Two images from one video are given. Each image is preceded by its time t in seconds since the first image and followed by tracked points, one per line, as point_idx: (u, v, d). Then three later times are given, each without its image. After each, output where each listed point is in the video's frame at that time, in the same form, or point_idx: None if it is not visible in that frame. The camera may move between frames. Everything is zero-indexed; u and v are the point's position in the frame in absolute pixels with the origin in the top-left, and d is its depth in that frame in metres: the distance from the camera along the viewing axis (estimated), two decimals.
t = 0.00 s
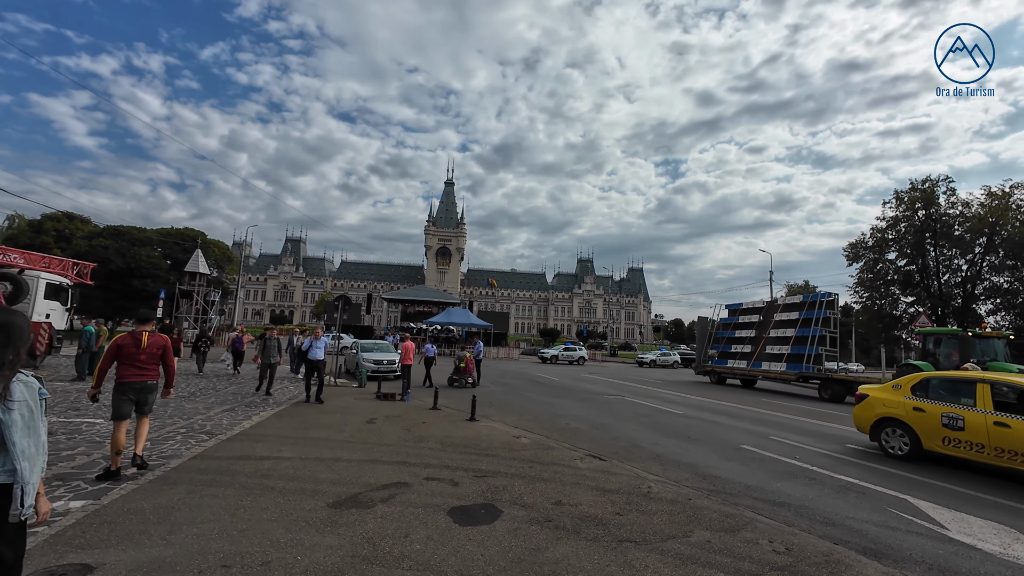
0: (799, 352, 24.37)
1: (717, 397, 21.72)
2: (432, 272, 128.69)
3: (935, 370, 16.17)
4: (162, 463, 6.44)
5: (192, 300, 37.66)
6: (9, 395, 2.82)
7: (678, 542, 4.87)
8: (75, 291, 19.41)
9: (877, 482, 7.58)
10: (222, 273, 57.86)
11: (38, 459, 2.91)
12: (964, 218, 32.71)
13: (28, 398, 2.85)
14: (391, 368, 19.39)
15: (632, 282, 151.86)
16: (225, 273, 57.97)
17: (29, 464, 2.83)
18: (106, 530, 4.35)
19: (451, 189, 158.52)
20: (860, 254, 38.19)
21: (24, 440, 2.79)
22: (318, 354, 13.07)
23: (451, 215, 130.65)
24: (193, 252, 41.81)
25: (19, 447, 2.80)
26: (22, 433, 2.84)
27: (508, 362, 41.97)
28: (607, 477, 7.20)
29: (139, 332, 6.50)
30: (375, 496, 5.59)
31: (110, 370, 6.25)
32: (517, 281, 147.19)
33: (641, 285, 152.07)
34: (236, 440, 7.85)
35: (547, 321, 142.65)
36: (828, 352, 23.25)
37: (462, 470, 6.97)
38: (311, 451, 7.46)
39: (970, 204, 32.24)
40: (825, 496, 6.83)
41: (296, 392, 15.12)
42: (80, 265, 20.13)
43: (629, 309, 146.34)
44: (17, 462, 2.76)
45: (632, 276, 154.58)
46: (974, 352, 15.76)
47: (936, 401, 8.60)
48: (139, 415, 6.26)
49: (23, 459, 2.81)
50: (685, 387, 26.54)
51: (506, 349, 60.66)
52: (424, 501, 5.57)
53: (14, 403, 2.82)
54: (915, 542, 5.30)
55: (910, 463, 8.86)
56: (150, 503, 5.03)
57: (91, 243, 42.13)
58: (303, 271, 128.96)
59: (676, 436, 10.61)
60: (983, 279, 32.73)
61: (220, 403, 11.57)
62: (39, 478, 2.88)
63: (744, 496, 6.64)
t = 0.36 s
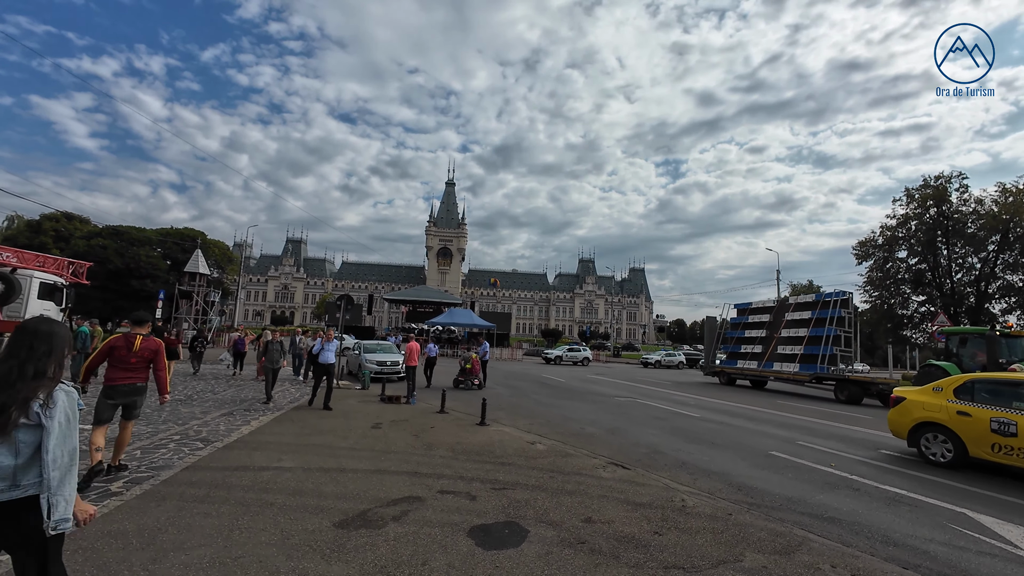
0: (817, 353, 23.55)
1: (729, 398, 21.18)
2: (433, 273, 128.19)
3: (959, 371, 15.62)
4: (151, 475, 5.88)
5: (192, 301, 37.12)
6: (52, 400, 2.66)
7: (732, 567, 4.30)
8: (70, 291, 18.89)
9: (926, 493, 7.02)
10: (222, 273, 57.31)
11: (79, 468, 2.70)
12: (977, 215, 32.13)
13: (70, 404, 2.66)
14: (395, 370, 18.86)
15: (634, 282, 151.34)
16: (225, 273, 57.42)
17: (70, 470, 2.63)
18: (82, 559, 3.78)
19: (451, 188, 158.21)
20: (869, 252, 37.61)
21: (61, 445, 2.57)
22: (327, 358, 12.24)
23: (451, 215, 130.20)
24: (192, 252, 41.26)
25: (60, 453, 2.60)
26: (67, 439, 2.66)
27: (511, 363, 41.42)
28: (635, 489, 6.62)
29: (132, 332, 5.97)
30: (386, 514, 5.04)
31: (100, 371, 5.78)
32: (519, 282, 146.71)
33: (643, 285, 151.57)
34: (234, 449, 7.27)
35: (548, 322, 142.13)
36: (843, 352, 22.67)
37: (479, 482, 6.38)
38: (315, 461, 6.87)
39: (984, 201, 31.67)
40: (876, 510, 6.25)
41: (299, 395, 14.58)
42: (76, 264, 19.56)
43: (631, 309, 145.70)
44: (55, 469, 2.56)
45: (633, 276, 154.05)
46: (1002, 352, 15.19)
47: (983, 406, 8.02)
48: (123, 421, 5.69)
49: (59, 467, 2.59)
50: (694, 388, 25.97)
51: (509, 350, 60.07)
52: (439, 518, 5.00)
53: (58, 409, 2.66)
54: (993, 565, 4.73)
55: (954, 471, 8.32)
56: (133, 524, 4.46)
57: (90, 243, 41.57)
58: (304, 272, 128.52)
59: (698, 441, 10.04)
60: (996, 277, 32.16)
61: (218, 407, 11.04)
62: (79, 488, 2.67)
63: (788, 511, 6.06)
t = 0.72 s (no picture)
0: (834, 354, 22.90)
1: (744, 401, 20.59)
2: (436, 275, 127.81)
3: (990, 373, 15.01)
4: (146, 494, 5.38)
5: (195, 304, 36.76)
6: (111, 399, 2.78)
7: None
8: (71, 293, 18.48)
9: (985, 507, 6.51)
10: (225, 276, 56.99)
11: (143, 458, 2.92)
12: (993, 213, 31.44)
13: (130, 400, 2.82)
14: (401, 373, 18.34)
15: (637, 283, 150.58)
16: (228, 275, 57.10)
17: (138, 460, 2.83)
18: None
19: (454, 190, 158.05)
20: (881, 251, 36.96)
21: (130, 438, 2.76)
22: (343, 363, 11.40)
23: (454, 217, 129.85)
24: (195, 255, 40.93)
25: (128, 445, 2.80)
26: (128, 433, 2.83)
27: (517, 365, 40.85)
28: (674, 505, 6.10)
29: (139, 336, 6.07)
30: (408, 539, 4.53)
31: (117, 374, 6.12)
32: (521, 283, 146.13)
33: (646, 286, 150.82)
34: (237, 462, 6.76)
35: (551, 323, 141.47)
36: (861, 354, 22.02)
37: (505, 499, 5.85)
38: (325, 476, 6.36)
39: (1000, 199, 30.98)
40: (941, 529, 5.71)
41: (303, 401, 14.09)
42: (77, 266, 19.18)
43: (634, 310, 144.83)
44: (127, 459, 2.76)
45: (637, 277, 153.29)
46: None
47: None
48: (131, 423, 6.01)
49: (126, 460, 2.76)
50: (705, 390, 25.37)
51: (513, 352, 59.46)
52: (467, 543, 4.49)
53: (117, 405, 2.80)
54: None
55: (1010, 483, 7.74)
56: (126, 554, 3.96)
57: (92, 245, 41.29)
58: (307, 274, 128.31)
59: (727, 449, 9.52)
60: (1014, 276, 31.47)
61: (220, 415, 10.55)
62: (149, 471, 2.90)
63: (846, 531, 5.53)
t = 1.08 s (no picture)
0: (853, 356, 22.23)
1: (763, 405, 19.94)
2: (439, 278, 127.45)
3: None
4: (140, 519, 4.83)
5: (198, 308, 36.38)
6: (136, 403, 2.82)
7: None
8: (71, 298, 18.05)
9: None
10: (228, 280, 56.72)
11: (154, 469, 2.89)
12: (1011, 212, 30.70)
13: (152, 406, 2.86)
14: (408, 378, 17.80)
15: (641, 285, 149.81)
16: (231, 279, 56.81)
17: (144, 472, 2.79)
18: None
19: (456, 193, 158.04)
20: (895, 251, 36.28)
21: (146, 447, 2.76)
22: (361, 369, 10.66)
23: (457, 220, 129.63)
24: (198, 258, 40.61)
25: (141, 455, 2.79)
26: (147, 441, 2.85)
27: (523, 369, 40.26)
28: (724, 528, 5.50)
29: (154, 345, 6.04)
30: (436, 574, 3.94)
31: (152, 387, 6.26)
32: (525, 286, 145.61)
33: (650, 289, 150.03)
34: (242, 479, 6.23)
35: (555, 326, 140.75)
36: (883, 356, 21.29)
37: (537, 521, 5.28)
38: (337, 495, 5.80)
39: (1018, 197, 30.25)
40: None
41: (309, 408, 13.56)
42: (78, 270, 18.78)
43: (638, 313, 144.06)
44: (135, 469, 2.73)
45: (640, 279, 152.53)
46: None
47: None
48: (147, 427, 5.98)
49: (140, 467, 2.77)
50: (720, 394, 24.69)
51: (518, 355, 58.88)
52: None
53: (142, 410, 2.85)
54: None
55: None
56: None
57: (95, 250, 41.04)
58: (310, 278, 128.18)
59: (761, 460, 8.92)
60: None
61: (223, 424, 10.03)
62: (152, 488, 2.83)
63: (922, 559, 4.93)
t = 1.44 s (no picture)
0: (876, 359, 21.56)
1: (783, 410, 19.33)
2: (443, 282, 127.05)
3: None
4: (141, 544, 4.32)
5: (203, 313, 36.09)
6: (184, 414, 2.83)
7: None
8: (75, 302, 17.71)
9: None
10: (233, 285, 56.48)
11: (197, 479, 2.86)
12: None
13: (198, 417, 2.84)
14: (419, 384, 17.28)
15: (645, 289, 148.80)
16: (236, 284, 56.57)
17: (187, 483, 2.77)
18: None
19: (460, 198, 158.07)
20: (910, 251, 35.58)
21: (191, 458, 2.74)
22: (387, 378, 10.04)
23: (461, 224, 129.45)
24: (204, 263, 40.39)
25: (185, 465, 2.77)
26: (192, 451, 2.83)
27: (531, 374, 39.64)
28: (790, 551, 4.95)
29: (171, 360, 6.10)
30: None
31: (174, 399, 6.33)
32: (529, 290, 144.93)
33: (655, 292, 149.05)
34: (253, 496, 5.70)
35: (559, 330, 139.83)
36: (908, 359, 20.50)
37: (583, 544, 4.75)
38: (358, 514, 5.28)
39: None
40: None
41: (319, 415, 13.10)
42: (83, 274, 18.45)
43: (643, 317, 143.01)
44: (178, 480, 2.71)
45: (645, 283, 151.53)
46: None
47: None
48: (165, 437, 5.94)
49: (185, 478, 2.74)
50: (737, 398, 24.03)
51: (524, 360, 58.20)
52: None
53: (188, 420, 2.84)
54: None
55: None
56: None
57: (101, 255, 40.89)
58: (314, 283, 128.12)
59: (804, 470, 8.36)
60: None
61: (232, 434, 9.59)
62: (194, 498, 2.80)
63: None
